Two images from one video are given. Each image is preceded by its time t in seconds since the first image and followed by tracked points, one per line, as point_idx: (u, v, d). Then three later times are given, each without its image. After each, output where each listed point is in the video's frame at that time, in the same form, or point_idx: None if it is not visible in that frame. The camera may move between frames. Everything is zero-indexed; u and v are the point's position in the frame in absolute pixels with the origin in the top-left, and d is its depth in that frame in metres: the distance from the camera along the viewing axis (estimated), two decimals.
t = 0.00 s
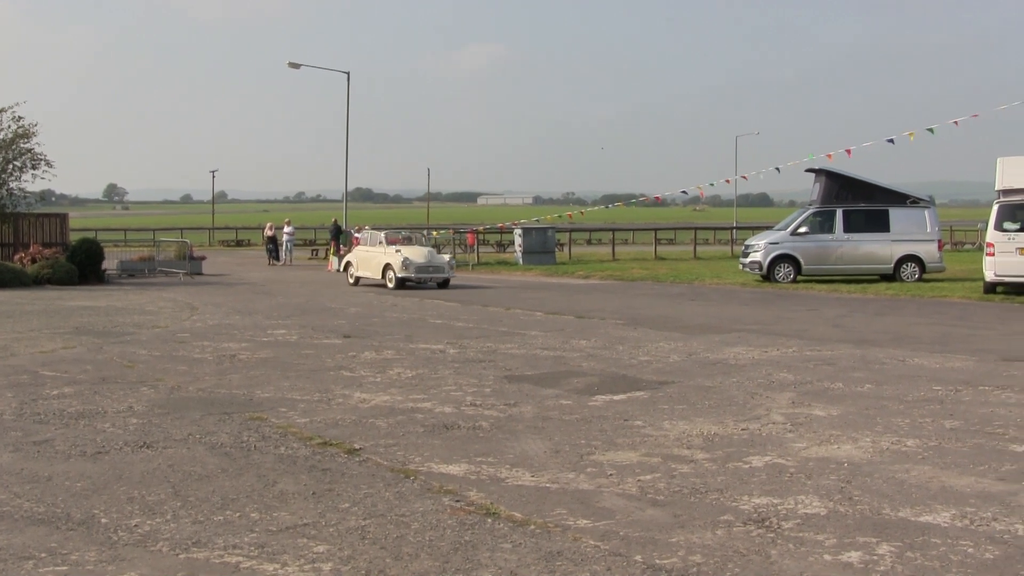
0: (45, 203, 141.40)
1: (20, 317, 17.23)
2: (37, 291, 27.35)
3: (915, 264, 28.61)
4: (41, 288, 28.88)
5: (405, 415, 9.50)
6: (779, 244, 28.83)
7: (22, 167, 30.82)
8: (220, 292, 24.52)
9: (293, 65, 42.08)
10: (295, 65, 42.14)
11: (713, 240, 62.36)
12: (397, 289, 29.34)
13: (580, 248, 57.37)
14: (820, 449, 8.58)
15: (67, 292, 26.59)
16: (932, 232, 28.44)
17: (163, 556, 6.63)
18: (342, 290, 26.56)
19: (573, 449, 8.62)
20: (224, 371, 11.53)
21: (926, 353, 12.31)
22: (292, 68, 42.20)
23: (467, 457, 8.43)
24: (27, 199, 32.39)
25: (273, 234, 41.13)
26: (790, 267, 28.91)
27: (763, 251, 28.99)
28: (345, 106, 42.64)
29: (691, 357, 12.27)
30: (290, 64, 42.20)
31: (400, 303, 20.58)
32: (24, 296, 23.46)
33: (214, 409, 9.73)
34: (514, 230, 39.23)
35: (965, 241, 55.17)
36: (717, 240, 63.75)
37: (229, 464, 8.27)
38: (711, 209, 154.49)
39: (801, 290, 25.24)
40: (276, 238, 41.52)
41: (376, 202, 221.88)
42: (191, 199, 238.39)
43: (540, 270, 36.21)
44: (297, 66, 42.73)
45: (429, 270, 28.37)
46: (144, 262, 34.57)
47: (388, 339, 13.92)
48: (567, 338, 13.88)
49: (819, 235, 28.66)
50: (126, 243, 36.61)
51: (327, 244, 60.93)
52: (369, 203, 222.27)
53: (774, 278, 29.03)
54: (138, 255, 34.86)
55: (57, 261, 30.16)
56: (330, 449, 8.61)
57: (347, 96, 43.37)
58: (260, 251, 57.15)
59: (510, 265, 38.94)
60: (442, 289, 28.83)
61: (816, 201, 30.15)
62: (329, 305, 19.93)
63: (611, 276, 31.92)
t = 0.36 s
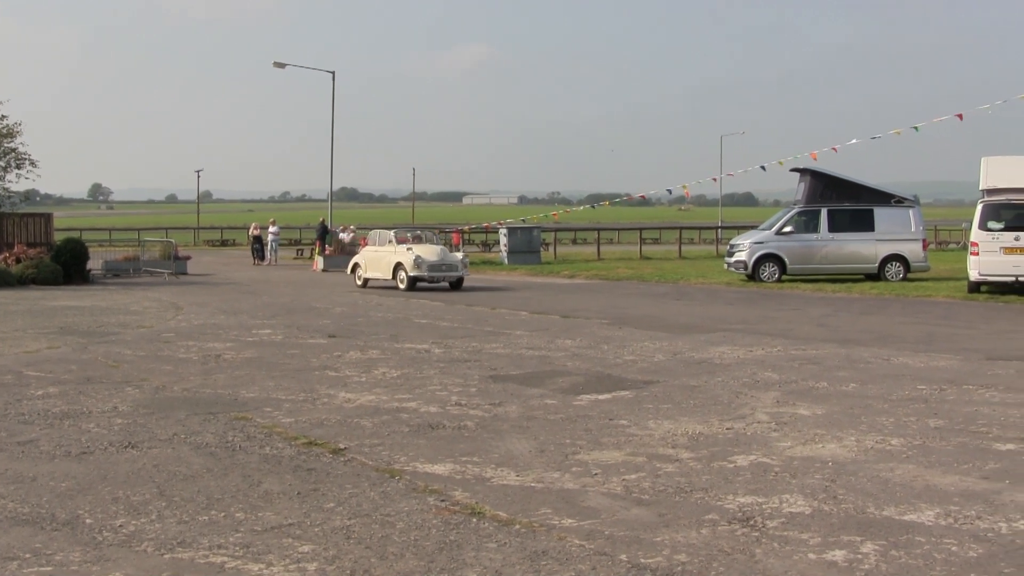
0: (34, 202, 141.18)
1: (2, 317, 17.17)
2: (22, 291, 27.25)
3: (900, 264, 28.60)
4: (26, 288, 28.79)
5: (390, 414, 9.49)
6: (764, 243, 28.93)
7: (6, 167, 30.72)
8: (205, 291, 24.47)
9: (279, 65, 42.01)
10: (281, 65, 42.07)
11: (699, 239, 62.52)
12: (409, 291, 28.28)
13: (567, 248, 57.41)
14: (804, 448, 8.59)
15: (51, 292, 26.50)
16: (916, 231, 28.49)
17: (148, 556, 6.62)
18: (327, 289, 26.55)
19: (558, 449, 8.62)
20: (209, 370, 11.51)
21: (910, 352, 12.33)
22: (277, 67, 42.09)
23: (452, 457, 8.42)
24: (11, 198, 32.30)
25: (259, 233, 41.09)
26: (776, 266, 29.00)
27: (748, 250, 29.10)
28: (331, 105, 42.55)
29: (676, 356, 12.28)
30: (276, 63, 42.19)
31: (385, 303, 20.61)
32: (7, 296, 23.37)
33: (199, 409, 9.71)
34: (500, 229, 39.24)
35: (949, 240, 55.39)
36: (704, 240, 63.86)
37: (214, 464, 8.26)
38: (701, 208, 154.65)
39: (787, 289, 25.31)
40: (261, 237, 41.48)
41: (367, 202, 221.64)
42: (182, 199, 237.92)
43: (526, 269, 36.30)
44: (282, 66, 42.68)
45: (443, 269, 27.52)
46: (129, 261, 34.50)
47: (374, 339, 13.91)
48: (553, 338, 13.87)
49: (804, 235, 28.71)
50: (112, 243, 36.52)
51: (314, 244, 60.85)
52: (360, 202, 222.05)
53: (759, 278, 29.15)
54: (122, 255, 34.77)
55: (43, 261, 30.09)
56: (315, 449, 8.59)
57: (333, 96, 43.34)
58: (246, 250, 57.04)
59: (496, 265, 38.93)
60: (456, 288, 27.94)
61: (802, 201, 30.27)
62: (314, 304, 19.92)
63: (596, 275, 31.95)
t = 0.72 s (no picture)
0: (18, 203, 140.08)
1: None
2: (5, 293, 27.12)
3: (883, 264, 28.70)
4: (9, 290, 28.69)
5: (374, 415, 9.48)
6: (748, 242, 28.98)
7: None
8: (188, 292, 24.39)
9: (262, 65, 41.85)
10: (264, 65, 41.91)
11: (682, 240, 62.58)
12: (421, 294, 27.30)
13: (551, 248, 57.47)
14: (788, 447, 8.60)
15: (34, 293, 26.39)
16: (899, 230, 28.51)
17: (132, 557, 6.61)
18: (309, 289, 26.56)
19: (542, 448, 8.62)
20: (192, 371, 11.49)
21: (893, 351, 12.37)
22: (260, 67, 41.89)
23: (436, 457, 8.41)
24: None
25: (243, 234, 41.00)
26: (759, 266, 29.06)
27: (731, 250, 29.15)
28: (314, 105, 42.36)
29: (659, 356, 12.29)
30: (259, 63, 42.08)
31: (367, 303, 20.60)
32: None
33: (183, 410, 9.69)
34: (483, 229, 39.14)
35: (932, 239, 55.55)
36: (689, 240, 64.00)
37: (197, 465, 8.24)
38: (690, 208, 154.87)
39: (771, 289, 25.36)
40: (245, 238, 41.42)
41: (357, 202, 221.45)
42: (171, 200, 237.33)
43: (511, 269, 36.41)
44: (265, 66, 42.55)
45: (457, 272, 26.56)
46: (112, 263, 34.40)
47: (357, 339, 13.89)
48: (536, 338, 13.86)
49: (788, 234, 28.77)
50: (95, 244, 36.38)
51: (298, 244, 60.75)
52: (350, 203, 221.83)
53: (743, 277, 29.19)
54: (105, 256, 34.65)
55: (26, 262, 29.96)
56: (299, 449, 8.59)
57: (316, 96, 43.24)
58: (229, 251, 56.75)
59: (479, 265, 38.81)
60: (470, 291, 27.00)
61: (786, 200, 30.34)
62: (297, 304, 19.89)
63: (580, 276, 31.90)
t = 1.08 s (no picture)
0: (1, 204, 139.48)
1: None
2: None
3: (863, 261, 28.84)
4: None
5: (355, 415, 9.47)
6: (728, 240, 28.98)
7: None
8: (167, 293, 24.32)
9: (242, 65, 41.71)
10: (243, 65, 41.77)
11: (664, 239, 62.76)
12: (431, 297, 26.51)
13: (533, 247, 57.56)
14: (768, 445, 8.62)
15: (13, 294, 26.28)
16: (879, 228, 28.72)
17: (112, 558, 6.60)
18: (289, 289, 26.58)
19: (523, 447, 8.62)
20: (173, 373, 11.47)
21: (873, 348, 12.42)
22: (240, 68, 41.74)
23: (416, 457, 8.40)
24: None
25: (223, 234, 40.99)
26: (740, 265, 29.08)
27: (712, 249, 29.18)
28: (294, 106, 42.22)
29: (640, 354, 12.31)
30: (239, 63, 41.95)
31: (348, 303, 20.59)
32: None
33: (164, 411, 9.67)
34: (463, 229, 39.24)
35: (911, 236, 55.81)
36: (670, 238, 64.18)
37: (178, 466, 8.23)
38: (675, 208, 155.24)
39: (753, 288, 25.43)
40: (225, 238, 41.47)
41: (345, 203, 221.22)
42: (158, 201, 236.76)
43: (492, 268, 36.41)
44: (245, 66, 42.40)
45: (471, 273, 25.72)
46: (92, 264, 34.34)
47: (338, 339, 13.87)
48: (517, 337, 13.87)
49: (768, 233, 28.85)
50: (75, 244, 36.21)
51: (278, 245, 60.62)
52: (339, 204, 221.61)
53: (723, 276, 29.15)
54: (86, 258, 34.53)
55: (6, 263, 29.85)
56: (279, 449, 8.58)
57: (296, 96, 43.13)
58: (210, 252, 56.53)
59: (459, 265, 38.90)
60: (484, 292, 26.26)
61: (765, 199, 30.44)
62: (277, 305, 19.88)
63: (561, 275, 31.76)
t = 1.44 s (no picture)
0: None
1: None
2: None
3: (839, 259, 29.01)
4: None
5: (330, 414, 9.46)
6: (704, 238, 29.06)
7: None
8: (142, 293, 24.24)
9: (217, 63, 41.56)
10: (218, 63, 41.62)
11: (641, 237, 62.99)
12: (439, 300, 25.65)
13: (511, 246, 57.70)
14: (744, 442, 8.64)
15: None
16: (855, 225, 28.90)
17: (87, 560, 6.58)
18: (265, 289, 26.53)
19: (499, 446, 8.62)
20: (149, 373, 11.43)
21: (848, 345, 12.47)
22: (215, 67, 41.58)
23: (392, 456, 8.39)
24: None
25: (198, 235, 40.99)
26: (716, 262, 29.13)
27: (688, 246, 29.24)
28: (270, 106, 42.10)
29: (616, 352, 12.32)
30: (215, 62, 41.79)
31: (324, 302, 20.58)
32: None
33: (140, 412, 9.64)
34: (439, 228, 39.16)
35: (886, 235, 56.16)
36: (647, 237, 64.43)
37: (153, 467, 8.21)
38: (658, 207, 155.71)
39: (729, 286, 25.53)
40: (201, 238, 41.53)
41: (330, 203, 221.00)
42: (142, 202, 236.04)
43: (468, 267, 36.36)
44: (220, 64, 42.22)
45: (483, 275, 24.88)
46: (67, 264, 34.23)
47: (315, 338, 13.86)
48: (493, 336, 13.89)
49: (744, 230, 28.90)
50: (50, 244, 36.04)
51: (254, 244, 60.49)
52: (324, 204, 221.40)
53: (700, 274, 29.24)
54: (62, 258, 34.40)
55: None
56: (255, 449, 8.57)
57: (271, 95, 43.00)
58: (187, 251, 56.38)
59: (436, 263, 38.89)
60: (495, 295, 25.53)
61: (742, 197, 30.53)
62: (254, 304, 19.86)
63: (537, 275, 31.48)
